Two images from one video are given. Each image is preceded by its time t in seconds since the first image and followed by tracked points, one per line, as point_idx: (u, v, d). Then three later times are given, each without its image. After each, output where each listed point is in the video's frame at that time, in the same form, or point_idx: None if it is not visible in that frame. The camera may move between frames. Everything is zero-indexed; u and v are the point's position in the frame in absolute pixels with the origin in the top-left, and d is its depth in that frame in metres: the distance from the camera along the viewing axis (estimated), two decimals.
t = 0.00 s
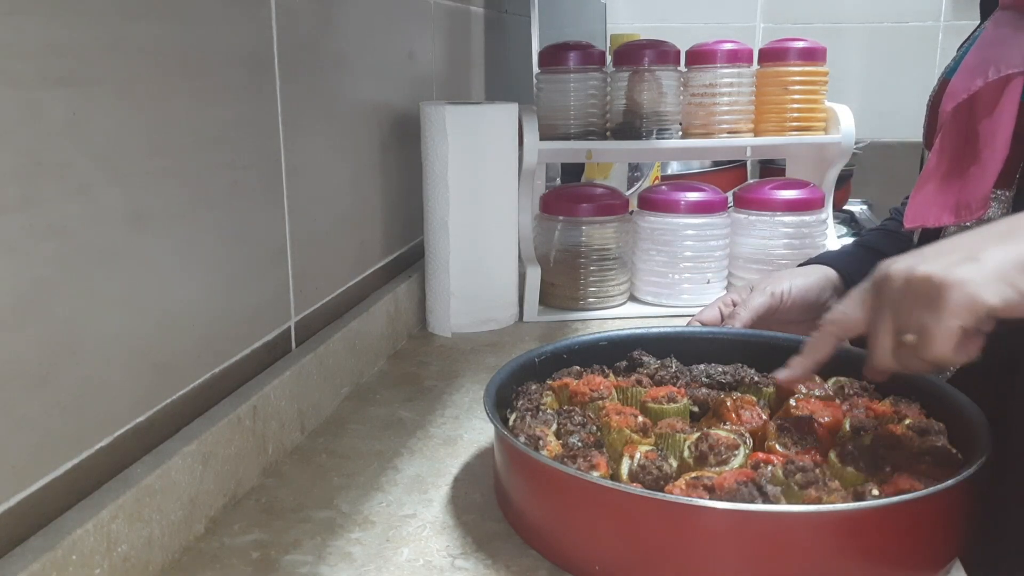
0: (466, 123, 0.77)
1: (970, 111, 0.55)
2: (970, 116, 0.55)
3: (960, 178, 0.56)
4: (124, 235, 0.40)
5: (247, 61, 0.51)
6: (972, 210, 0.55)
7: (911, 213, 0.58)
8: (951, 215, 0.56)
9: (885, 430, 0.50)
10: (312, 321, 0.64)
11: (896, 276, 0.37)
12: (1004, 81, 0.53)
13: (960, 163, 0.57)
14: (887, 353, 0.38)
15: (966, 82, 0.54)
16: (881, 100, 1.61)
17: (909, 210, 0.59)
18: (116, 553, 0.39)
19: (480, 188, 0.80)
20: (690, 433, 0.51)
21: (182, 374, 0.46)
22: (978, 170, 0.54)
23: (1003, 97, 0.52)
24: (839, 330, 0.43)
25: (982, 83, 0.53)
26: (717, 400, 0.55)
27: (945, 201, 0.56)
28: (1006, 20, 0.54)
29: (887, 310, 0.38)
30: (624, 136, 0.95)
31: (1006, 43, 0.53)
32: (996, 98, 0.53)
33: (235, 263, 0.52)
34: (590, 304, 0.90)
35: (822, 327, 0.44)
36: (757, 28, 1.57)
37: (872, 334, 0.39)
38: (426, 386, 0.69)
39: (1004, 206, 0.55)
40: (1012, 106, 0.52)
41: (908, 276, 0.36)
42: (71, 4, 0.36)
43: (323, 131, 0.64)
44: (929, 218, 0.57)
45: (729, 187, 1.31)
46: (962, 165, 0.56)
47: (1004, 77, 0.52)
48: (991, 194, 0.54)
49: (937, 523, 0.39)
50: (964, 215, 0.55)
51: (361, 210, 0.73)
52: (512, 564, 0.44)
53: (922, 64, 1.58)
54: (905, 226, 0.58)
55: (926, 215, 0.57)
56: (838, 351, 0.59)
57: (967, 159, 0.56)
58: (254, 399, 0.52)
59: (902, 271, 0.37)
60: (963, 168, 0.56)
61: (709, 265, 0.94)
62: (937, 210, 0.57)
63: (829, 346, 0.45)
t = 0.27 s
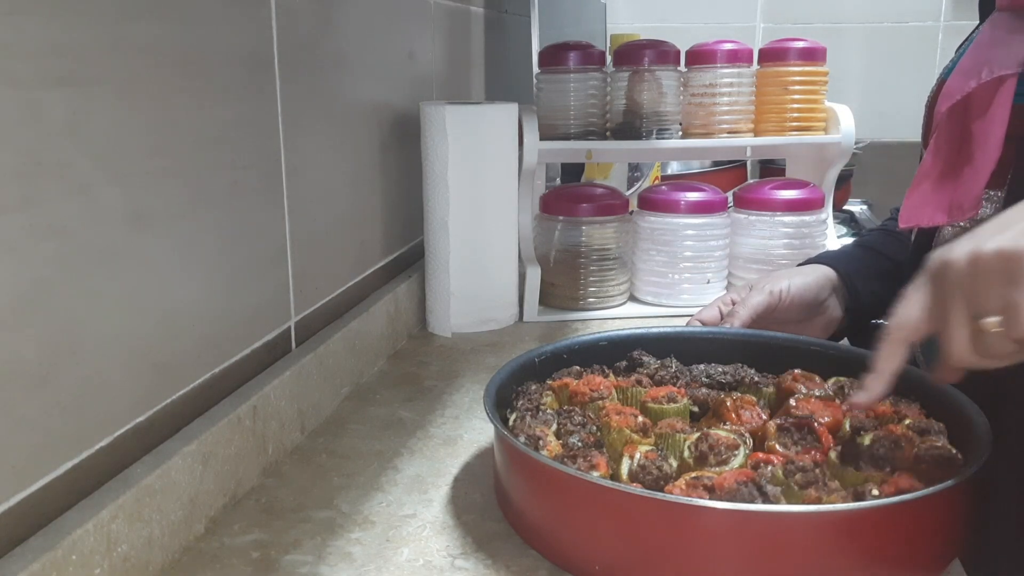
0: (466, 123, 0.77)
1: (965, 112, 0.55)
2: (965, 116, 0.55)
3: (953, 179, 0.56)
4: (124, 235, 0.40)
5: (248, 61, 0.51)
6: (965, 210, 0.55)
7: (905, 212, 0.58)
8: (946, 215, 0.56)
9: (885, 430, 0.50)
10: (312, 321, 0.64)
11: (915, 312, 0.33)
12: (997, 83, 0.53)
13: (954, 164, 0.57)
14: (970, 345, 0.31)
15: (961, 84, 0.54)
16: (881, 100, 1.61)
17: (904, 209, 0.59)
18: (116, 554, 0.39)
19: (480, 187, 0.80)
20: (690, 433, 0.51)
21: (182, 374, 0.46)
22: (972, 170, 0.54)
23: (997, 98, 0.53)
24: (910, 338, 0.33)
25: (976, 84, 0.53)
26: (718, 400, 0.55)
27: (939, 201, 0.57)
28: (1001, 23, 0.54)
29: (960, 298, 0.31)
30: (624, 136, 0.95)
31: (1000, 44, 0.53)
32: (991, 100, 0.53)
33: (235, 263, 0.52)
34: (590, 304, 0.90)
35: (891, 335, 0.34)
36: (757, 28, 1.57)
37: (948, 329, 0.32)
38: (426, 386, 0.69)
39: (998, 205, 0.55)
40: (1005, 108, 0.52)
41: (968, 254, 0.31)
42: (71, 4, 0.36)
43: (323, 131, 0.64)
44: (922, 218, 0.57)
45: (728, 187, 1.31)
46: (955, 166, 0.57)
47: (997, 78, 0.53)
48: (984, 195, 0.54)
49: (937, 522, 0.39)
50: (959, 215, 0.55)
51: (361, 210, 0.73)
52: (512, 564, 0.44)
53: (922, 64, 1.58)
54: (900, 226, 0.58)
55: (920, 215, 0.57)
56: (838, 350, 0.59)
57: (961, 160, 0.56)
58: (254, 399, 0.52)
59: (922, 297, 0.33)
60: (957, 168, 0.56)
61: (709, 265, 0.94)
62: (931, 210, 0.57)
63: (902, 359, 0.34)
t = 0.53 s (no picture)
0: (466, 123, 0.77)
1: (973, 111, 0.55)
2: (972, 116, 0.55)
3: (962, 179, 0.55)
4: (124, 235, 0.40)
5: (248, 61, 0.51)
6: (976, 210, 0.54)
7: (912, 212, 0.56)
8: (954, 216, 0.55)
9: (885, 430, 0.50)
10: (311, 321, 0.64)
11: (903, 281, 0.48)
12: (1007, 82, 0.52)
13: (962, 163, 0.56)
14: (940, 323, 0.45)
15: (970, 83, 0.54)
16: (881, 100, 1.61)
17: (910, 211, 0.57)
18: (116, 554, 0.39)
19: (480, 187, 0.80)
20: (690, 433, 0.51)
21: (182, 374, 0.46)
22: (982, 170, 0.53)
23: (1007, 97, 0.52)
24: (891, 297, 0.49)
25: (986, 83, 0.53)
26: (718, 400, 0.55)
27: (947, 201, 0.55)
28: (1009, 22, 0.54)
29: (941, 286, 0.44)
30: (624, 136, 0.95)
31: (1010, 44, 0.53)
32: (1000, 99, 0.53)
33: (235, 263, 0.52)
34: (590, 304, 0.90)
35: (874, 295, 0.50)
36: (757, 28, 1.57)
37: (925, 302, 0.46)
38: (426, 386, 0.69)
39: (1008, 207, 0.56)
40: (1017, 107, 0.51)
41: (963, 254, 0.42)
42: (71, 4, 0.36)
43: (323, 131, 0.64)
44: (931, 218, 0.56)
45: (728, 187, 1.32)
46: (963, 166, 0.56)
47: (1007, 77, 0.52)
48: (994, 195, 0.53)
49: (937, 522, 0.39)
50: (968, 215, 0.54)
51: (361, 210, 0.73)
52: (512, 564, 0.44)
53: (922, 64, 1.58)
54: (906, 227, 0.56)
55: (928, 215, 0.56)
56: (838, 350, 0.59)
57: (969, 160, 0.55)
58: (254, 399, 0.52)
59: (909, 271, 0.48)
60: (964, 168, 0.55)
61: (709, 265, 0.94)
62: (939, 210, 0.56)
63: (873, 319, 0.51)
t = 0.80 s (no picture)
0: (466, 123, 0.77)
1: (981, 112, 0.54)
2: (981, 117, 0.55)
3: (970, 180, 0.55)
4: (124, 235, 0.40)
5: (247, 61, 0.51)
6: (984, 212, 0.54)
7: (921, 213, 0.57)
8: (962, 218, 0.55)
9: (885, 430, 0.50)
10: (312, 320, 0.64)
11: (890, 319, 0.46)
12: (1016, 83, 0.52)
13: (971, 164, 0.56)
14: (930, 357, 0.43)
15: (978, 84, 0.53)
16: (881, 100, 1.61)
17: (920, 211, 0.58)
18: (116, 554, 0.39)
19: (481, 187, 0.80)
20: (690, 433, 0.51)
21: (182, 374, 0.46)
22: (989, 171, 0.53)
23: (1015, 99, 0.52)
24: (878, 335, 0.47)
25: (994, 85, 0.53)
26: (717, 400, 0.55)
27: (955, 202, 0.56)
28: (1018, 22, 0.54)
29: (928, 320, 0.42)
30: (624, 136, 0.95)
31: (1018, 44, 0.53)
32: (1008, 100, 0.52)
33: (235, 263, 0.52)
34: (590, 304, 0.90)
35: (860, 333, 0.49)
36: (757, 28, 1.57)
37: (914, 340, 0.44)
38: (426, 386, 0.69)
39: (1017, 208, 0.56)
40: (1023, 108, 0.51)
41: (941, 286, 0.40)
42: (71, 3, 0.36)
43: (323, 131, 0.64)
44: (939, 220, 0.56)
45: (728, 187, 1.32)
46: (971, 167, 0.56)
47: (1016, 78, 0.52)
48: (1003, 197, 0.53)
49: (937, 522, 0.39)
50: (975, 218, 0.54)
51: (361, 210, 0.73)
52: (512, 564, 0.44)
53: (922, 64, 1.58)
54: (915, 228, 0.57)
55: (936, 217, 0.56)
56: (837, 350, 0.59)
57: (976, 161, 0.55)
58: (254, 399, 0.52)
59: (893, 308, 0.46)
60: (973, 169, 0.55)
61: (709, 265, 0.94)
62: (948, 212, 0.56)
63: (863, 356, 0.49)
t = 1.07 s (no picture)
0: (466, 123, 0.77)
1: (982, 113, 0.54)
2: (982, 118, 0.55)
3: (970, 181, 0.56)
4: (124, 235, 0.40)
5: (248, 61, 0.51)
6: (983, 212, 0.54)
7: (921, 214, 0.58)
8: (962, 218, 0.55)
9: (885, 430, 0.50)
10: (312, 321, 0.64)
11: (885, 315, 0.44)
12: (1016, 84, 0.52)
13: (972, 164, 0.56)
14: (931, 352, 0.42)
15: (979, 84, 0.54)
16: (881, 100, 1.61)
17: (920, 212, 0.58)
18: (116, 554, 0.39)
19: (481, 187, 0.80)
20: (690, 433, 0.51)
21: (182, 375, 0.46)
22: (990, 172, 0.53)
23: (1015, 100, 0.52)
24: (873, 333, 0.45)
25: (994, 85, 0.53)
26: (717, 400, 0.55)
27: (955, 203, 0.56)
28: (1019, 22, 0.54)
29: (926, 317, 0.41)
30: (624, 136, 0.95)
31: (1019, 45, 0.53)
32: (1008, 101, 0.52)
33: (235, 263, 0.52)
34: (590, 304, 0.90)
35: (854, 331, 0.46)
36: (757, 28, 1.57)
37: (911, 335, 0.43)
38: (426, 386, 0.69)
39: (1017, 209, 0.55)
40: None
41: (940, 279, 0.40)
42: (71, 3, 0.36)
43: (323, 131, 0.64)
44: (939, 220, 0.56)
45: (728, 187, 1.32)
46: (971, 168, 0.56)
47: (1016, 79, 0.52)
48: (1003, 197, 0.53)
49: (937, 522, 0.39)
50: (975, 218, 0.54)
51: (361, 210, 0.73)
52: (512, 564, 0.44)
53: (922, 64, 1.58)
54: (914, 228, 0.58)
55: (936, 217, 0.56)
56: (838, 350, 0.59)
57: (977, 162, 0.55)
58: (254, 399, 0.52)
59: (887, 304, 0.44)
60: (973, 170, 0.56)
61: (709, 265, 0.94)
62: (948, 212, 0.56)
63: (855, 356, 0.47)
